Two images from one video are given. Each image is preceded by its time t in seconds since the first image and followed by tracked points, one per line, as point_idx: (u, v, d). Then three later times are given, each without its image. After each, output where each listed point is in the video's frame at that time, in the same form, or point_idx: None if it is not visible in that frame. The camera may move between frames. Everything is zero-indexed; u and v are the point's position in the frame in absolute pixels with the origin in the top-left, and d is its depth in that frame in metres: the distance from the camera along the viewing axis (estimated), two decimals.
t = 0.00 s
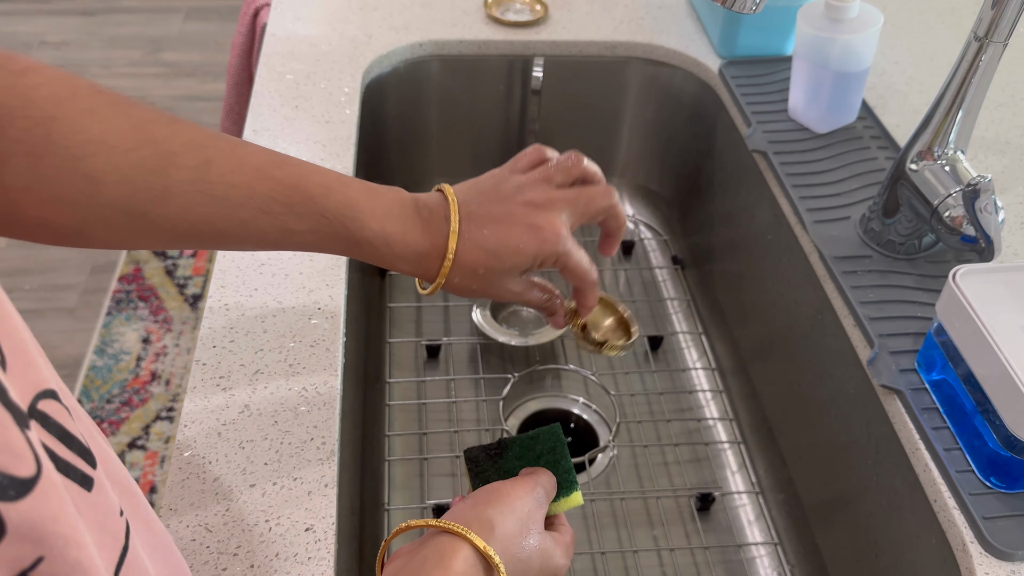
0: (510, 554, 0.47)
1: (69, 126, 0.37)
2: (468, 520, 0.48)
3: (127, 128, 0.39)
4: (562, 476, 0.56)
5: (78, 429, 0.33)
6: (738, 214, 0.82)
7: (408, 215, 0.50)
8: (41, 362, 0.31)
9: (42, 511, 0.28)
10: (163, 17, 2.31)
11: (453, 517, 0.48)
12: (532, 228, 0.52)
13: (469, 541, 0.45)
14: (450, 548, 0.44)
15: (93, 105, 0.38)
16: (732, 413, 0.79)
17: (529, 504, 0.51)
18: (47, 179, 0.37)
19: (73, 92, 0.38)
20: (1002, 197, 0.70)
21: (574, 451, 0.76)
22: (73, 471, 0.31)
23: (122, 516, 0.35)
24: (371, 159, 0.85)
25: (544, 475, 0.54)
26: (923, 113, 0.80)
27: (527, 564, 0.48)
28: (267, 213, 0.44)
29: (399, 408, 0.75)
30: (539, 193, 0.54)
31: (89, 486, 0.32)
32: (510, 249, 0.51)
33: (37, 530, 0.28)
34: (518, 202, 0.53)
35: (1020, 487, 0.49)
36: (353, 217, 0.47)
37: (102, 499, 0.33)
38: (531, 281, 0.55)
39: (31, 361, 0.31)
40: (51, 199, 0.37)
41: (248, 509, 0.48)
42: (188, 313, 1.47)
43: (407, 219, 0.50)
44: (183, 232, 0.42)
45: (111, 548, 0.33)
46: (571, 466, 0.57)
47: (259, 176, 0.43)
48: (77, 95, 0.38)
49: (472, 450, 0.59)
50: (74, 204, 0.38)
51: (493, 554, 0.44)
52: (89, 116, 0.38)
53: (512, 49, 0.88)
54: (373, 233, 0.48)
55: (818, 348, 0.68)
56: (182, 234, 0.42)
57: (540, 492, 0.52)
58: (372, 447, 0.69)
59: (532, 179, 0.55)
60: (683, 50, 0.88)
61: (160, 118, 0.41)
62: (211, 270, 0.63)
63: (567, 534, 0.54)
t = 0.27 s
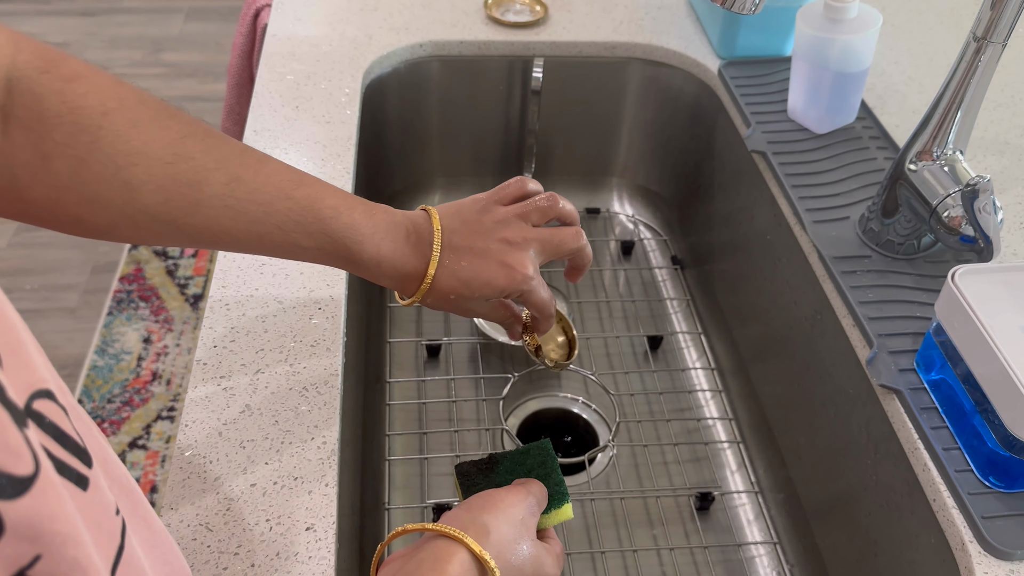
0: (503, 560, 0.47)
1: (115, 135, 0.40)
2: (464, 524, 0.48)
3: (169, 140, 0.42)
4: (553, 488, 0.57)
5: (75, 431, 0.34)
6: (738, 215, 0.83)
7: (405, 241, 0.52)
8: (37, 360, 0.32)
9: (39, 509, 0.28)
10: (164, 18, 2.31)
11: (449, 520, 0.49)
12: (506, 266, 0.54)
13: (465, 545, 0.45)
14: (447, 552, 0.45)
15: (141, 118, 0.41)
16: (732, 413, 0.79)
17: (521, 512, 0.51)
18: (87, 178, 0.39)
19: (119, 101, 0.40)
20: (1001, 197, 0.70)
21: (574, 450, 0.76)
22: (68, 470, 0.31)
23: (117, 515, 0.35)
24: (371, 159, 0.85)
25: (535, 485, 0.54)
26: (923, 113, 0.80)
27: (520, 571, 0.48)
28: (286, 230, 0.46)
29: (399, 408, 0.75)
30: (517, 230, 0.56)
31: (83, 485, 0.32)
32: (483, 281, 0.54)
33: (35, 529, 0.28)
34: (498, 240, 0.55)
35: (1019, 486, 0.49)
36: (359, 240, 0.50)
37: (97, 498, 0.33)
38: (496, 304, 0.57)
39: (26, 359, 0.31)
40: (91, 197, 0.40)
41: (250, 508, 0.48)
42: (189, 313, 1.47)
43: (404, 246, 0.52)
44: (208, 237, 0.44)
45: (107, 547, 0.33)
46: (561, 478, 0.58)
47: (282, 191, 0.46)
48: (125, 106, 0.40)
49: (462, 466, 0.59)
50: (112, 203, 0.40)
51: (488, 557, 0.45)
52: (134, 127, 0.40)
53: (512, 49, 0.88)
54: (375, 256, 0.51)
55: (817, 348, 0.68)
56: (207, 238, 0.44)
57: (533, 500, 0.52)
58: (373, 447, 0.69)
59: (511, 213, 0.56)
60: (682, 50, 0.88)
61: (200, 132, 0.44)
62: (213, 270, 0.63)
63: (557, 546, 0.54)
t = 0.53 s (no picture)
0: (503, 558, 0.47)
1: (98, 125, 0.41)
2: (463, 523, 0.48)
3: (150, 138, 0.45)
4: (548, 484, 0.57)
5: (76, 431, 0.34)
6: (738, 215, 0.83)
7: (379, 223, 0.53)
8: (36, 360, 0.32)
9: (45, 508, 0.29)
10: (165, 18, 2.31)
11: (448, 519, 0.49)
12: (456, 232, 0.51)
13: (465, 544, 0.45)
14: (447, 551, 0.45)
15: (111, 102, 0.44)
16: (732, 413, 0.79)
17: (517, 511, 0.51)
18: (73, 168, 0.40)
19: (105, 100, 0.43)
20: (1001, 197, 0.70)
21: (574, 450, 0.76)
22: (68, 471, 0.31)
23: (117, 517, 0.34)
24: (371, 159, 0.85)
25: (534, 485, 0.54)
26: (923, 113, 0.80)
27: (518, 569, 0.48)
28: (257, 213, 0.50)
29: (399, 408, 0.75)
30: (473, 189, 0.51)
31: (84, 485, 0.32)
32: (439, 254, 0.52)
33: (40, 528, 0.29)
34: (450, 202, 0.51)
35: (1018, 486, 0.50)
36: (330, 225, 0.53)
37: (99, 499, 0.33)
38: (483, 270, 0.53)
39: (27, 358, 0.31)
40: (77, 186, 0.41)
41: (250, 508, 0.48)
42: (189, 313, 1.47)
43: (377, 228, 0.53)
44: (181, 220, 0.48)
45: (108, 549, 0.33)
46: (557, 475, 0.58)
47: (255, 177, 0.49)
48: (90, 88, 0.43)
49: (459, 459, 0.59)
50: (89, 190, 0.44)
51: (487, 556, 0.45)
52: (101, 111, 0.43)
53: (512, 49, 0.88)
54: (345, 241, 0.53)
55: (817, 348, 0.68)
56: (180, 222, 0.48)
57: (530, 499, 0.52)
58: (372, 446, 0.69)
59: (472, 171, 0.52)
60: (682, 51, 0.88)
61: (183, 131, 0.47)
62: (214, 270, 0.63)
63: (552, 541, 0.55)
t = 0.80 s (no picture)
0: (503, 558, 0.47)
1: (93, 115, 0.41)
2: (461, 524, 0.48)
3: (146, 133, 0.45)
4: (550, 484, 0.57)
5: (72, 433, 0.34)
6: (738, 215, 0.83)
7: (380, 217, 0.53)
8: (31, 362, 0.32)
9: (42, 510, 0.29)
10: (164, 18, 2.31)
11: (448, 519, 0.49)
12: (457, 233, 0.50)
13: (465, 544, 0.45)
14: (446, 551, 0.45)
15: (106, 92, 0.44)
16: (732, 413, 0.79)
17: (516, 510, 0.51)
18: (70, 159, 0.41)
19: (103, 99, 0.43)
20: (1001, 197, 0.70)
21: (574, 450, 0.76)
22: (64, 473, 0.31)
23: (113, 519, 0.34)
24: (371, 159, 0.85)
25: (537, 487, 0.54)
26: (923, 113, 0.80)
27: (518, 569, 0.48)
28: (254, 206, 0.50)
29: (399, 408, 0.75)
30: (477, 187, 0.51)
31: (81, 487, 0.32)
32: (441, 253, 0.52)
33: (37, 530, 0.28)
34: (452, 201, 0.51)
35: (1019, 486, 0.49)
36: (331, 219, 0.53)
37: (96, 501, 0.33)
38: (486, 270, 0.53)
39: (22, 360, 0.31)
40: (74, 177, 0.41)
41: (249, 509, 0.48)
42: (189, 313, 1.47)
43: (380, 222, 0.53)
44: (177, 207, 0.48)
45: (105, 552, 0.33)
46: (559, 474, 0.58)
47: (252, 169, 0.49)
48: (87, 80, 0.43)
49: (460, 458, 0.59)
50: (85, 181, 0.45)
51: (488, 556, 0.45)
52: (95, 101, 0.44)
53: (512, 49, 0.88)
54: (346, 235, 0.53)
55: (817, 347, 0.68)
56: (177, 213, 0.48)
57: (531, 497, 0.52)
58: (372, 446, 0.69)
59: (478, 168, 0.52)
60: (682, 51, 0.88)
61: (181, 130, 0.47)
62: (215, 270, 0.63)
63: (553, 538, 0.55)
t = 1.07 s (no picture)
0: (503, 552, 0.47)
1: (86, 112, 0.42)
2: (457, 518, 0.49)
3: (141, 132, 0.45)
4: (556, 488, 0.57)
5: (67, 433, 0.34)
6: (738, 215, 0.82)
7: (378, 216, 0.53)
8: (25, 363, 0.32)
9: (39, 508, 0.29)
10: (164, 18, 2.31)
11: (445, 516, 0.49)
12: (456, 230, 0.50)
13: (460, 537, 0.45)
14: (441, 544, 0.45)
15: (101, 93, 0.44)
16: (732, 413, 0.79)
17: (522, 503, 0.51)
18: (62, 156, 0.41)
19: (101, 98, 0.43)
20: (1001, 197, 0.70)
21: (574, 451, 0.76)
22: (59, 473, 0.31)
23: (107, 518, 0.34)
24: (371, 159, 0.85)
25: (545, 493, 0.54)
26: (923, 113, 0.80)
27: (521, 565, 0.48)
28: (246, 203, 0.50)
29: (399, 408, 0.75)
30: (477, 184, 0.51)
31: (75, 487, 0.32)
32: (440, 251, 0.52)
33: (34, 528, 0.29)
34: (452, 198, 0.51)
35: (1019, 486, 0.49)
36: (327, 217, 0.52)
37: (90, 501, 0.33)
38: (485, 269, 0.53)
39: (16, 360, 0.31)
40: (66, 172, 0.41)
41: (249, 509, 0.48)
42: (189, 313, 1.47)
43: (377, 220, 0.53)
44: (167, 205, 0.47)
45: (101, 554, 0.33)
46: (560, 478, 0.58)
47: (245, 166, 0.49)
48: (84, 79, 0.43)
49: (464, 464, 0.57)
50: (76, 181, 0.44)
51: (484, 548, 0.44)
52: (90, 100, 0.43)
53: (512, 49, 0.88)
54: (343, 234, 0.53)
55: (817, 347, 0.68)
56: (169, 212, 0.48)
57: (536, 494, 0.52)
58: (372, 447, 0.69)
59: (477, 166, 0.52)
60: (682, 50, 0.88)
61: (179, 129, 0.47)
62: (214, 270, 0.63)
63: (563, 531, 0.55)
